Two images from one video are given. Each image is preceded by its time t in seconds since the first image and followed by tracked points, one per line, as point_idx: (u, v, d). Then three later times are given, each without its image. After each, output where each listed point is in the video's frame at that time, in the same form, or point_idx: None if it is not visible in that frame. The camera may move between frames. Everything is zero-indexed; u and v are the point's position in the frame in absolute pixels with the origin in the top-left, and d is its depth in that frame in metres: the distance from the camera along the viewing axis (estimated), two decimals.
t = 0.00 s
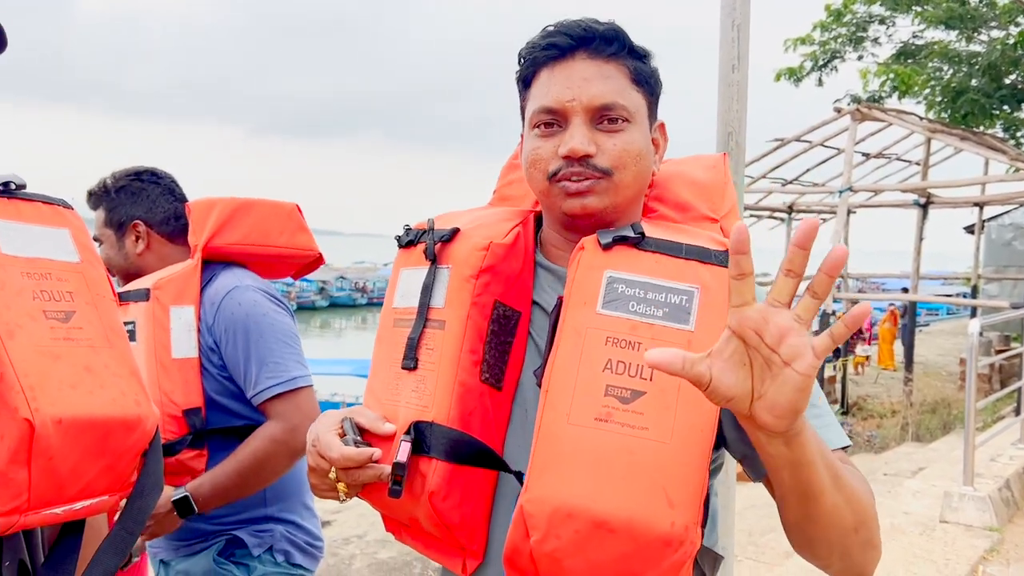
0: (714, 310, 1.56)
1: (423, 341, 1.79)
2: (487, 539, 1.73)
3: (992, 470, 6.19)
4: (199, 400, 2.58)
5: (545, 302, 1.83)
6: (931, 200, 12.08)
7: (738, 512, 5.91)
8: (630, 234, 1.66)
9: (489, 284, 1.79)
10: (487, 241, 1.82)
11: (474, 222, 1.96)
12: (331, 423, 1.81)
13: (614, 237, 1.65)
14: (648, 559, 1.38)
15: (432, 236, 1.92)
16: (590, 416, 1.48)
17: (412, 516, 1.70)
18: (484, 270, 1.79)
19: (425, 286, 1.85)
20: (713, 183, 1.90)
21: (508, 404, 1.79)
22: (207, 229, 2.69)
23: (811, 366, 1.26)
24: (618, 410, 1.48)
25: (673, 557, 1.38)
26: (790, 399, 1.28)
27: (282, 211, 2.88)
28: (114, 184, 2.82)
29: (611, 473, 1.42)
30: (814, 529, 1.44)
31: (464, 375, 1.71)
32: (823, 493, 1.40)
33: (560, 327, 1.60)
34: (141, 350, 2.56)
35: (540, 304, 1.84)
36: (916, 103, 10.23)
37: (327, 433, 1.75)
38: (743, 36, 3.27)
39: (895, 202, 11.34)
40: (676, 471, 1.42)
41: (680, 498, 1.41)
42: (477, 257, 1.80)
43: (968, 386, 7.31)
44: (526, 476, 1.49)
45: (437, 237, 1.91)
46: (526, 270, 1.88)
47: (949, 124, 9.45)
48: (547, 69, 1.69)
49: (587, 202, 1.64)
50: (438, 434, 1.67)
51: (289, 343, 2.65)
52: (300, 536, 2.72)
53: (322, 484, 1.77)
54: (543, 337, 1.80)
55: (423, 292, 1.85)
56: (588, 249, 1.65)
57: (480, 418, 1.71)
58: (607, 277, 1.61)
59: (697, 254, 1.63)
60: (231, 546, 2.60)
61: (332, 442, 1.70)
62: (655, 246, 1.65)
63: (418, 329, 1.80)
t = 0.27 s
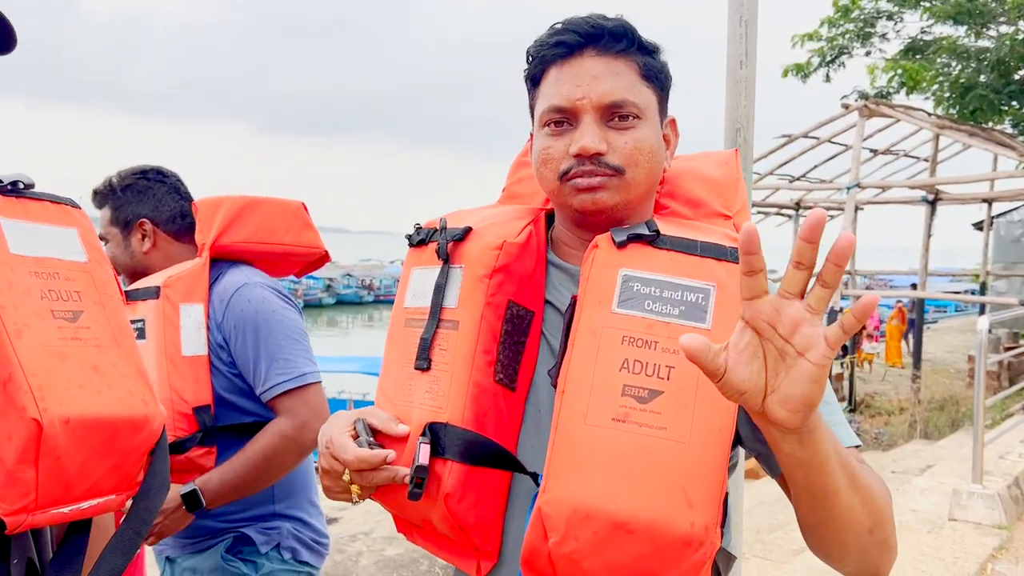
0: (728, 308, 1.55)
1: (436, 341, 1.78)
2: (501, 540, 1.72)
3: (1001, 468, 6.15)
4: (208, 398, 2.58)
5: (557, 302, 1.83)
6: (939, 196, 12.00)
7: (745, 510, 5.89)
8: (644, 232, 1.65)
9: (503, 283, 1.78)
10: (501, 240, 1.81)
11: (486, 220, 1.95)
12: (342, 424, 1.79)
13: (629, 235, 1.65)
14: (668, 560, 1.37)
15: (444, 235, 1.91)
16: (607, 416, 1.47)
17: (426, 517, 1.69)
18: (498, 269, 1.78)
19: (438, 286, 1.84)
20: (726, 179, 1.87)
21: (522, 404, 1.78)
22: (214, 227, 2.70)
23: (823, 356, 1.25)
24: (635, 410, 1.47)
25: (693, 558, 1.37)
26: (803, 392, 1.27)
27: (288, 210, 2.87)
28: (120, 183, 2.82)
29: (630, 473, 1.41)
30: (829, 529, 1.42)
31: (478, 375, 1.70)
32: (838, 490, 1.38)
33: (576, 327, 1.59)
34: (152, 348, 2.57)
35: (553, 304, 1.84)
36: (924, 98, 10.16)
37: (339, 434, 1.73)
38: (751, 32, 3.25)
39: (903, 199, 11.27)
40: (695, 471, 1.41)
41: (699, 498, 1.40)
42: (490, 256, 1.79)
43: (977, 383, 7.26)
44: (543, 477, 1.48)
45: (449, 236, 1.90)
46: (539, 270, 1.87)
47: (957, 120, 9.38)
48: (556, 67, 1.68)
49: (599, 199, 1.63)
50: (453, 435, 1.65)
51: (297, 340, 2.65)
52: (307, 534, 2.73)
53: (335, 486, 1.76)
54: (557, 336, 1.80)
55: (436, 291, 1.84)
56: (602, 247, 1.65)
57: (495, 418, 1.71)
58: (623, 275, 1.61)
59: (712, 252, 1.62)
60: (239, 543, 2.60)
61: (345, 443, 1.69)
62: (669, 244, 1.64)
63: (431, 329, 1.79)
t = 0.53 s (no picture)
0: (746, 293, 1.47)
1: (444, 328, 1.72)
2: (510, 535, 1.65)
3: (1015, 465, 6.06)
4: (214, 389, 2.52)
5: (569, 289, 1.75)
6: (951, 191, 11.87)
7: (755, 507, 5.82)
8: (654, 216, 1.59)
9: (512, 269, 1.71)
10: (510, 225, 1.74)
11: (498, 206, 1.88)
12: (349, 411, 1.76)
13: (638, 218, 1.59)
14: (673, 558, 1.30)
15: (452, 220, 1.83)
16: (610, 407, 1.41)
17: (433, 510, 1.64)
18: (506, 254, 1.71)
19: (446, 272, 1.77)
20: (745, 163, 1.83)
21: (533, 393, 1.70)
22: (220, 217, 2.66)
23: (796, 251, 1.18)
24: (640, 400, 1.41)
25: (701, 556, 1.30)
26: (774, 294, 1.19)
27: (295, 201, 2.82)
28: (125, 172, 2.73)
29: (632, 465, 1.35)
30: (851, 520, 1.30)
31: (486, 363, 1.64)
32: (858, 476, 1.27)
33: (580, 315, 1.54)
34: (157, 340, 2.49)
35: (565, 292, 1.76)
36: (934, 93, 10.05)
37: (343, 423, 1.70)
38: (764, 20, 3.18)
39: (914, 195, 11.14)
40: (701, 462, 1.34)
41: (708, 493, 1.33)
42: (500, 241, 1.72)
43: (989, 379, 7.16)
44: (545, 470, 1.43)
45: (459, 221, 1.82)
46: (551, 256, 1.78)
47: (969, 114, 9.26)
48: (563, 52, 1.62)
49: (614, 192, 1.58)
50: (458, 424, 1.59)
51: (305, 332, 2.60)
52: (312, 530, 2.68)
53: (339, 476, 1.73)
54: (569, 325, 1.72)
55: (444, 278, 1.77)
56: (611, 231, 1.59)
57: (502, 408, 1.64)
58: (630, 261, 1.55)
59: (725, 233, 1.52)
60: (243, 539, 2.55)
61: (347, 430, 1.65)
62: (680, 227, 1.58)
63: (438, 316, 1.73)
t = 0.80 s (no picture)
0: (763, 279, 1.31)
1: (435, 320, 1.60)
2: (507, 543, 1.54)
3: None
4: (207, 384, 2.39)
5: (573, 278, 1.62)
6: (963, 187, 11.67)
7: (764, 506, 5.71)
8: (659, 196, 1.46)
9: (509, 257, 1.58)
10: (507, 209, 1.61)
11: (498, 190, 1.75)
12: (339, 411, 1.67)
13: (641, 200, 1.47)
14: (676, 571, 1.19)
15: (447, 205, 1.72)
16: (608, 407, 1.30)
17: (426, 515, 1.53)
18: (502, 241, 1.58)
19: (439, 261, 1.66)
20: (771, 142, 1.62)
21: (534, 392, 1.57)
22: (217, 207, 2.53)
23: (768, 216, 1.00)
24: (641, 399, 1.29)
25: (707, 569, 1.18)
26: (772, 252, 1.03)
27: (292, 193, 2.72)
28: (118, 161, 2.63)
29: (630, 470, 1.24)
30: (873, 516, 1.17)
31: (478, 358, 1.52)
32: (871, 463, 1.14)
33: (578, 307, 1.43)
34: (149, 333, 2.39)
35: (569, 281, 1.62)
36: (946, 88, 9.86)
37: (332, 423, 1.62)
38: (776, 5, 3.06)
39: (925, 190, 10.95)
40: (705, 465, 1.23)
41: (714, 500, 1.21)
42: (495, 227, 1.59)
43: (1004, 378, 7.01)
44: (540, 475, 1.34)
45: (453, 207, 1.71)
46: (554, 242, 1.65)
47: (981, 109, 9.08)
48: (564, 23, 1.51)
49: (619, 174, 1.47)
50: (448, 423, 1.48)
51: (301, 328, 2.48)
52: (307, 532, 2.58)
53: (328, 478, 1.63)
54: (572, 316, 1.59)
55: (438, 267, 1.66)
56: (613, 215, 1.49)
57: (496, 407, 1.51)
58: (634, 245, 1.43)
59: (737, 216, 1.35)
60: (235, 541, 2.45)
61: (334, 431, 1.57)
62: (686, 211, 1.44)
63: (431, 308, 1.62)
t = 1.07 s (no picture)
0: (795, 304, 1.17)
1: (438, 335, 1.46)
2: None
3: None
4: (200, 392, 2.29)
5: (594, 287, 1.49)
6: (980, 186, 11.43)
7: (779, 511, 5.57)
8: (686, 204, 1.31)
9: (518, 268, 1.43)
10: (517, 214, 1.46)
11: (512, 188, 1.61)
12: (336, 429, 1.56)
13: (665, 209, 1.32)
14: None
15: (452, 206, 1.55)
16: (618, 445, 1.15)
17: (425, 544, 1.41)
18: (509, 251, 1.43)
19: (443, 269, 1.50)
20: (820, 136, 1.42)
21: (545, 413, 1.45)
22: (211, 207, 2.42)
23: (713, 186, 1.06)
24: (654, 438, 1.13)
25: None
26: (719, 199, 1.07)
27: (292, 191, 2.58)
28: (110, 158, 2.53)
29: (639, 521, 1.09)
30: None
31: (481, 381, 1.38)
32: None
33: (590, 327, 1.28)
34: (138, 338, 2.28)
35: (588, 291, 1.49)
36: (964, 86, 9.63)
37: (326, 444, 1.50)
38: None
39: (942, 190, 10.73)
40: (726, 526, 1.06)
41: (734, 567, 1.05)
42: (503, 234, 1.44)
43: None
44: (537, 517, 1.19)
45: (459, 209, 1.53)
46: (568, 249, 1.51)
47: (1000, 107, 8.85)
48: None
49: (644, 160, 1.32)
50: (447, 450, 1.34)
51: (299, 332, 2.36)
52: (304, 547, 2.48)
53: (323, 501, 1.51)
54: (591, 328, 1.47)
55: (441, 274, 1.50)
56: (632, 223, 1.35)
57: (502, 434, 1.38)
58: (653, 259, 1.30)
59: (773, 230, 1.24)
60: (228, 556, 2.35)
61: (327, 454, 1.45)
62: (719, 219, 1.28)
63: (433, 319, 1.48)
